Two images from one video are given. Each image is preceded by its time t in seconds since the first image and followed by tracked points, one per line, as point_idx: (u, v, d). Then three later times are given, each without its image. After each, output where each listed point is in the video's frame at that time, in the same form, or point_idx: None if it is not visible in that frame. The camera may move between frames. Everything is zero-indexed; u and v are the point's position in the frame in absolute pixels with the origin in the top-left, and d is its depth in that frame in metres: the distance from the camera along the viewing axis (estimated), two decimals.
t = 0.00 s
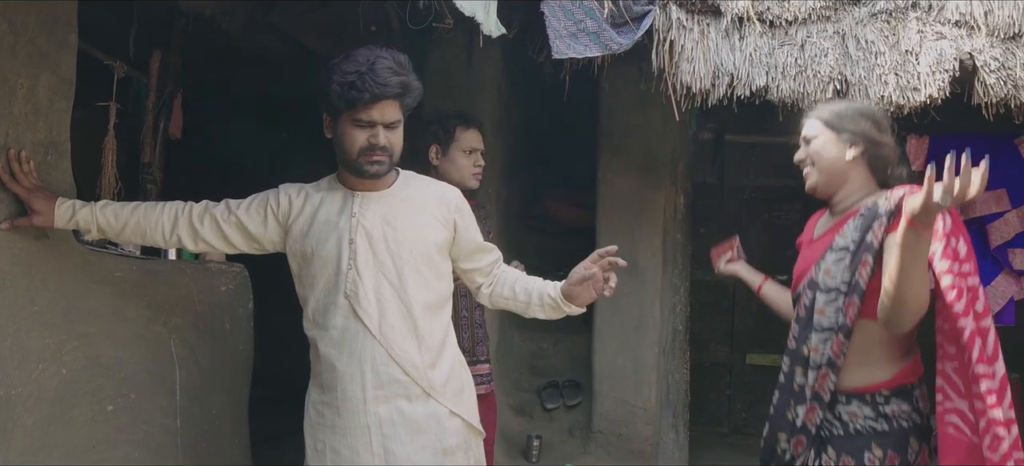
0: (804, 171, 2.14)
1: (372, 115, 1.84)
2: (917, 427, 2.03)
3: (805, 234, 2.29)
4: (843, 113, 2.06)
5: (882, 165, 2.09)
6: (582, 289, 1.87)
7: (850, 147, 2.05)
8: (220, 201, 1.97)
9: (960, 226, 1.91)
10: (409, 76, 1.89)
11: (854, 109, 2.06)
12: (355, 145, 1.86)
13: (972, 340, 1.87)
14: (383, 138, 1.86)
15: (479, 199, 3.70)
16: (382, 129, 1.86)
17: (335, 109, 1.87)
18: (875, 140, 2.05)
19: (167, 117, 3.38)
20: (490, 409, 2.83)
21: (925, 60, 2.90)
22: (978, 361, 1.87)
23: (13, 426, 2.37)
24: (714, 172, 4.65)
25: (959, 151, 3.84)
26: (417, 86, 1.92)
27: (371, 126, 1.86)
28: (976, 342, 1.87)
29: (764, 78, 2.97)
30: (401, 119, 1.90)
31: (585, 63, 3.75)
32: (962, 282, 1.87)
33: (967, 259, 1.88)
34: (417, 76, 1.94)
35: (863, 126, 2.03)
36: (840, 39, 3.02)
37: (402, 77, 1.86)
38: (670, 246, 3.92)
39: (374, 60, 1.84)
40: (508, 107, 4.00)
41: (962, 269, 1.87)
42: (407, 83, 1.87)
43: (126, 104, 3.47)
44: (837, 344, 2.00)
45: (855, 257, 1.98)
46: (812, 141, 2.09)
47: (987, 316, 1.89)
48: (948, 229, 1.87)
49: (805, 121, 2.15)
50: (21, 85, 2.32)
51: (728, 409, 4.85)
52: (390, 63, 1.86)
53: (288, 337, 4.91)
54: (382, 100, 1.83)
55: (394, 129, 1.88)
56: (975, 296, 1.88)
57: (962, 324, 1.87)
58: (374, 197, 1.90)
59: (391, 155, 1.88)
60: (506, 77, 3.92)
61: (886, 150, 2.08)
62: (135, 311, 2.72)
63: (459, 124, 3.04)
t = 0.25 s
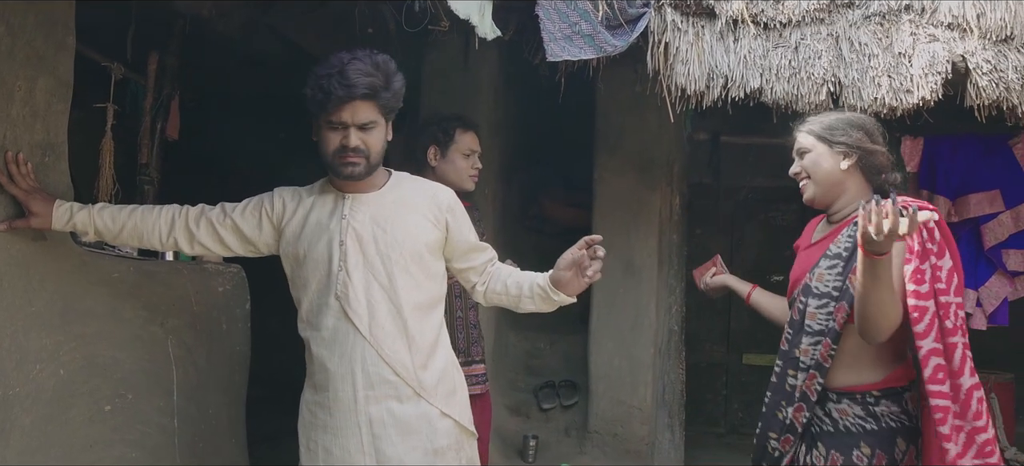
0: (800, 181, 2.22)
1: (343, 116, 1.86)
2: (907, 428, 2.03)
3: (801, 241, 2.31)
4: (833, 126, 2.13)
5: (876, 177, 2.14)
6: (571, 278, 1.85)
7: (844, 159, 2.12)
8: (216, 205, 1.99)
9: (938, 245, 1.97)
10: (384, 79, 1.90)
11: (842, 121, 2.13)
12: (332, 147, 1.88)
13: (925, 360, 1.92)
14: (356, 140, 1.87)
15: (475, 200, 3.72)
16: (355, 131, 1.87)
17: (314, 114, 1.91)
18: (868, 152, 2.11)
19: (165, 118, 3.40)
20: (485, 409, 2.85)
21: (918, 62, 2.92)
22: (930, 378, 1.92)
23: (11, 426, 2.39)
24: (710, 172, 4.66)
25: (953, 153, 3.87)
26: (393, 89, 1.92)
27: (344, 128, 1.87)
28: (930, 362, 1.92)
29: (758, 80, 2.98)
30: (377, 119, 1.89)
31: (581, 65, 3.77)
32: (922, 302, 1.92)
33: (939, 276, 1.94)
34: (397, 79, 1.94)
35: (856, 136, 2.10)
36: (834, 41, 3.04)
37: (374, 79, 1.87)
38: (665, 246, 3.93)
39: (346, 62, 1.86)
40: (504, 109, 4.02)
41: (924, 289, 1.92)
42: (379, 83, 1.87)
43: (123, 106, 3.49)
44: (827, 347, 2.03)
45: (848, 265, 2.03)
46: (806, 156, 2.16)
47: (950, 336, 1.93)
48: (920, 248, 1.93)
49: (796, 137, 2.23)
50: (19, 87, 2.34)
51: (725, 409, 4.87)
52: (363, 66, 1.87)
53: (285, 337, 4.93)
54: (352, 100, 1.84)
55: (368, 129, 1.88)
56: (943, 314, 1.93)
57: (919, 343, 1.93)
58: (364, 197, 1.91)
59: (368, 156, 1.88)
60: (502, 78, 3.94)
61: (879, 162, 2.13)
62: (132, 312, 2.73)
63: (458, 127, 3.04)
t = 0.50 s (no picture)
0: (796, 193, 2.22)
1: (319, 118, 1.91)
2: (886, 417, 2.06)
3: (802, 225, 2.37)
4: (813, 128, 2.11)
5: (865, 161, 2.17)
6: (550, 267, 1.81)
7: (832, 160, 2.13)
8: (209, 209, 2.04)
9: (931, 237, 2.01)
10: (360, 81, 1.94)
11: (818, 121, 2.12)
12: (310, 147, 1.93)
13: (901, 349, 1.97)
14: (332, 140, 1.91)
15: (471, 200, 3.73)
16: (332, 132, 1.91)
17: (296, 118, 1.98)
18: (851, 143, 2.12)
19: (161, 119, 3.42)
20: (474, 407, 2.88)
21: (911, 64, 2.94)
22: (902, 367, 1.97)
23: (7, 427, 2.40)
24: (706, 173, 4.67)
25: (948, 153, 3.87)
26: (368, 89, 1.96)
27: (321, 129, 1.92)
28: (905, 351, 1.97)
29: (752, 82, 3.00)
30: (354, 119, 1.93)
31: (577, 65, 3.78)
32: (904, 293, 1.97)
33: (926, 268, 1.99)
34: (374, 81, 1.98)
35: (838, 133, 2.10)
36: (828, 42, 3.06)
37: (347, 80, 1.91)
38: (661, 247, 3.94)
39: (320, 67, 1.92)
40: (500, 109, 4.03)
41: (907, 281, 1.97)
42: (351, 85, 1.91)
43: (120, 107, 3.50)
44: (816, 331, 2.09)
45: (840, 252, 2.08)
46: (795, 164, 2.14)
47: (930, 329, 1.97)
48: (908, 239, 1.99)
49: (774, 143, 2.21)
50: (15, 89, 2.35)
51: (721, 409, 4.88)
52: (338, 68, 1.92)
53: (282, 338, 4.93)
54: (326, 101, 1.89)
55: (344, 129, 1.92)
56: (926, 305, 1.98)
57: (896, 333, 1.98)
58: (350, 196, 1.95)
59: (346, 157, 1.92)
60: (498, 79, 3.95)
61: (863, 146, 2.16)
62: (128, 313, 2.74)
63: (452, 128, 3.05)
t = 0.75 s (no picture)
0: (807, 196, 2.36)
1: (301, 117, 1.93)
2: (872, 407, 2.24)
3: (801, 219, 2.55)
4: (822, 133, 2.27)
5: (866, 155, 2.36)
6: (526, 261, 1.79)
7: (842, 158, 2.30)
8: (203, 209, 2.08)
9: (926, 233, 2.21)
10: (342, 80, 1.96)
11: (823, 126, 2.27)
12: (295, 147, 1.96)
13: (885, 338, 2.14)
14: (313, 139, 1.93)
15: (467, 199, 3.73)
16: (314, 131, 1.93)
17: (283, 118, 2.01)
18: (857, 141, 2.31)
19: (156, 118, 3.46)
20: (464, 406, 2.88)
21: (905, 63, 2.95)
22: (885, 355, 2.14)
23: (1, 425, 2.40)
24: (701, 172, 4.68)
25: (942, 153, 3.88)
26: (350, 88, 1.97)
27: (304, 129, 1.94)
28: (889, 340, 2.14)
29: (747, 81, 3.00)
30: (336, 118, 1.95)
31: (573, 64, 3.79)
32: (898, 283, 2.15)
33: (918, 260, 2.18)
34: (358, 79, 2.00)
35: (842, 134, 2.26)
36: (822, 42, 3.07)
37: (327, 79, 1.93)
38: (656, 246, 3.94)
39: (302, 66, 1.94)
40: (496, 108, 4.03)
41: (902, 271, 2.15)
42: (332, 84, 1.93)
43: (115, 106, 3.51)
44: (811, 322, 2.27)
45: (839, 243, 2.25)
46: (805, 169, 2.30)
47: (916, 319, 2.17)
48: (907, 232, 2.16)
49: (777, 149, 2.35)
50: (9, 88, 2.35)
51: (718, 408, 4.88)
52: (319, 68, 1.94)
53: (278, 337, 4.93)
54: (307, 101, 1.92)
55: (326, 128, 1.94)
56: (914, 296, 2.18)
57: (884, 322, 2.15)
58: (338, 195, 1.98)
59: (329, 156, 1.94)
60: (494, 78, 3.95)
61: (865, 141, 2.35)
62: (123, 311, 2.75)
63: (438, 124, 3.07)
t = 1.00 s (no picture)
0: (805, 193, 2.36)
1: (286, 115, 1.96)
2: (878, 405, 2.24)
3: (801, 218, 2.57)
4: (823, 130, 2.27)
5: (865, 156, 2.37)
6: (498, 259, 1.79)
7: (843, 156, 2.31)
8: (196, 209, 2.13)
9: (936, 231, 2.21)
10: (326, 78, 1.98)
11: (826, 122, 2.28)
12: (281, 145, 1.98)
13: (897, 334, 2.15)
14: (299, 137, 1.95)
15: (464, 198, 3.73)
16: (299, 129, 1.96)
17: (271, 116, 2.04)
18: (859, 140, 2.31)
19: (152, 116, 3.43)
20: (461, 406, 2.87)
21: (900, 61, 2.95)
22: (894, 351, 2.15)
23: None
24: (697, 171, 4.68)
25: (938, 152, 3.88)
26: (334, 86, 1.99)
27: (289, 127, 1.97)
28: (900, 337, 2.15)
29: (742, 79, 3.00)
30: (321, 115, 1.97)
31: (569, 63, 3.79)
32: (912, 280, 2.15)
33: (930, 257, 2.18)
34: (343, 77, 2.02)
35: (844, 132, 2.27)
36: (818, 40, 3.07)
37: (311, 77, 1.95)
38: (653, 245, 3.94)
39: (287, 64, 1.97)
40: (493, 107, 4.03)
41: (917, 269, 2.15)
42: (315, 81, 1.95)
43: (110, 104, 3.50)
44: (818, 319, 2.27)
45: (847, 241, 2.26)
46: (805, 165, 2.30)
47: (926, 316, 2.17)
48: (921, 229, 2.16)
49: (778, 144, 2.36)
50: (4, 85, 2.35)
51: (714, 407, 4.89)
52: (303, 66, 1.96)
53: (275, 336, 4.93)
54: (291, 99, 1.94)
55: (311, 126, 1.96)
56: (925, 293, 2.18)
57: (897, 318, 2.15)
58: (328, 193, 2.01)
59: (313, 153, 1.96)
60: (490, 77, 3.95)
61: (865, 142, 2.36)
62: (118, 309, 2.74)
63: (433, 120, 3.07)
